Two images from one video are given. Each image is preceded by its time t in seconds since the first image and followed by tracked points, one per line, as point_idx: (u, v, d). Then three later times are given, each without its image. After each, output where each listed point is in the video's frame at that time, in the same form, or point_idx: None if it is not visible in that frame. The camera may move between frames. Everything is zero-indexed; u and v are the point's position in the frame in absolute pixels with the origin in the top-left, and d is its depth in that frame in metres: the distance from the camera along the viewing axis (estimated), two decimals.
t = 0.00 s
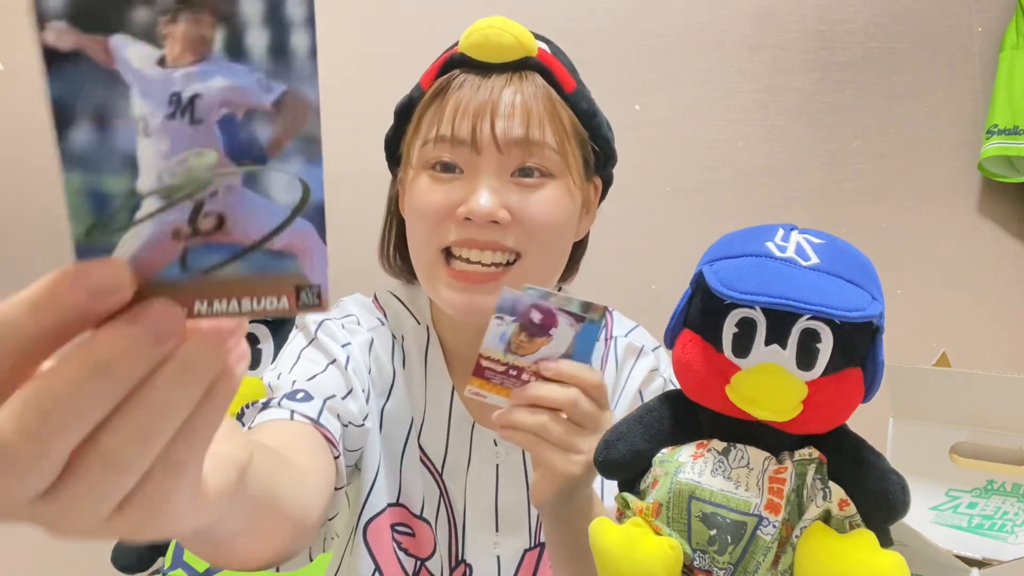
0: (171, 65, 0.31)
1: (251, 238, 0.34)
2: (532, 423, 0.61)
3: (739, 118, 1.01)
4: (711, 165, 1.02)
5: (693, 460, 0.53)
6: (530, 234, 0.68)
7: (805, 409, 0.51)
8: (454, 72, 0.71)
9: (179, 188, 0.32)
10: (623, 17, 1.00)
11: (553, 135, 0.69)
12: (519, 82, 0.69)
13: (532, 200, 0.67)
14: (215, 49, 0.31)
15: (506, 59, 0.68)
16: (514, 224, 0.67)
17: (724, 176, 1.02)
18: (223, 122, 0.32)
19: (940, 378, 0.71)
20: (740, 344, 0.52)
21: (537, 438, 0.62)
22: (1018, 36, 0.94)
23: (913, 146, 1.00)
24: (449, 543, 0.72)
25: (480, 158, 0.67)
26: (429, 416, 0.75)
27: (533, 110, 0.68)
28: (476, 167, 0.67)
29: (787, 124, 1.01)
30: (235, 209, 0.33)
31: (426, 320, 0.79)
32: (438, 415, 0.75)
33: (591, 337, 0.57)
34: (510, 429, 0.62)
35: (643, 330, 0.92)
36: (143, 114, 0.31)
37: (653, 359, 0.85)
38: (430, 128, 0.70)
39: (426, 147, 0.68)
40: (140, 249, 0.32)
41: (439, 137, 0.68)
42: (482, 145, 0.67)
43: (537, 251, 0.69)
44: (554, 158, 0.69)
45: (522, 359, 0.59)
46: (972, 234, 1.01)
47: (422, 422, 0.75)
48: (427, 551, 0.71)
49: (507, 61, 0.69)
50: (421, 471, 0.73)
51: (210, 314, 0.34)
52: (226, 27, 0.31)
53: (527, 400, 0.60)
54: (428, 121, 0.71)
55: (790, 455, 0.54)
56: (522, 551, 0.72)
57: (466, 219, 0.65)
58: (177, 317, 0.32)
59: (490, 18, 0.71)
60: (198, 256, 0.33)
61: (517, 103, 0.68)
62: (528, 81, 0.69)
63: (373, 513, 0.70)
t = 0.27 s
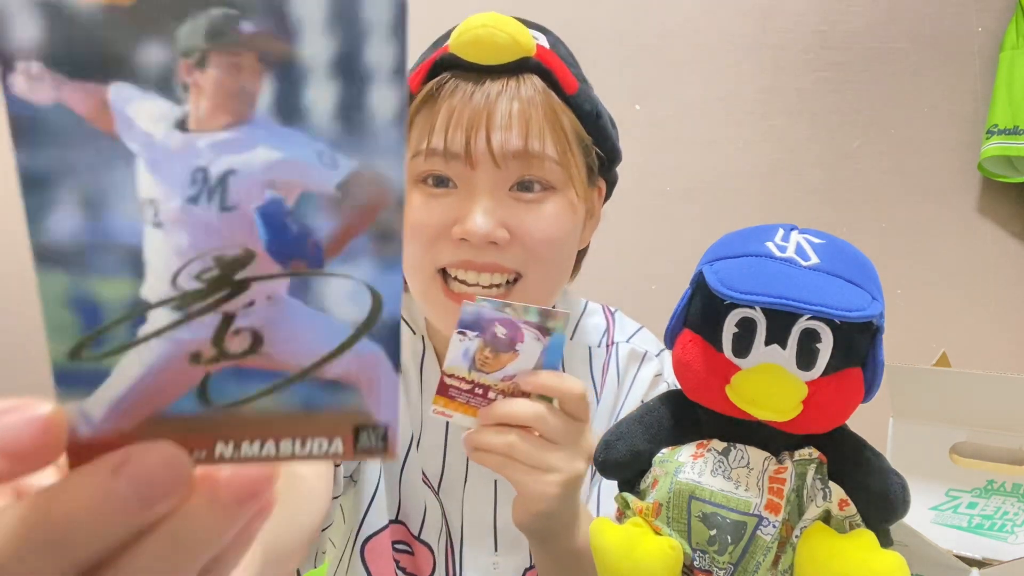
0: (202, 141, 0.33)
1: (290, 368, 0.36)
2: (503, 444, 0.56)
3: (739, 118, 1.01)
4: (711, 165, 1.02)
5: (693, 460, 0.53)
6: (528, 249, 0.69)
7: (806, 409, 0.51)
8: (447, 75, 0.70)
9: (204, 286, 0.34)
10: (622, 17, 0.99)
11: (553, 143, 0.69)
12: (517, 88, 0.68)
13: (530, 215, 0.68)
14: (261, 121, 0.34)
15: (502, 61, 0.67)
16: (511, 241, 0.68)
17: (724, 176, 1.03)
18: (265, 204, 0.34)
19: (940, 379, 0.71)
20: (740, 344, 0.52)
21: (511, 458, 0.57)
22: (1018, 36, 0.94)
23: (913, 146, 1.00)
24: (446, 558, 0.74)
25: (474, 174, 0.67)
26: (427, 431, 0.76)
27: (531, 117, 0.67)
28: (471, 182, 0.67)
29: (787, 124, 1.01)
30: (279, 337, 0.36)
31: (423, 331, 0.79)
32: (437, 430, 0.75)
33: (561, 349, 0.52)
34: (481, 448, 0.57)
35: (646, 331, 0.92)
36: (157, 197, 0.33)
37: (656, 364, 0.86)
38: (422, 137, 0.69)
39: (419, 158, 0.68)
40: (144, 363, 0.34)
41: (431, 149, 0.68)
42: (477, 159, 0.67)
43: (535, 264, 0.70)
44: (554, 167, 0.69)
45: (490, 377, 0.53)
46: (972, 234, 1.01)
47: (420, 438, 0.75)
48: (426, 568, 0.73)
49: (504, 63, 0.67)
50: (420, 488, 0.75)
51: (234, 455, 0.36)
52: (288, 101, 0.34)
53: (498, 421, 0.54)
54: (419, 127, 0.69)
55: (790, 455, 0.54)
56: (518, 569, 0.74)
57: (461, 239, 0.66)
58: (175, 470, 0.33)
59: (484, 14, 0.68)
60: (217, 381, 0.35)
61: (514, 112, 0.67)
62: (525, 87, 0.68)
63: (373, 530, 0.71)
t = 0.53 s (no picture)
0: (125, 120, 0.38)
1: (246, 408, 0.40)
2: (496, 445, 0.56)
3: (739, 118, 1.01)
4: (711, 165, 1.02)
5: (693, 460, 0.53)
6: (526, 248, 0.69)
7: (806, 409, 0.51)
8: (434, 75, 0.70)
9: (150, 277, 0.39)
10: (622, 18, 0.99)
11: (546, 139, 0.69)
12: (505, 85, 0.68)
13: (526, 214, 0.68)
14: (188, 95, 0.38)
15: (490, 55, 0.67)
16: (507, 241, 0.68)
17: (724, 176, 1.03)
18: (200, 196, 0.38)
19: (940, 379, 0.71)
20: (740, 344, 0.52)
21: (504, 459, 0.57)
22: (1018, 36, 0.94)
23: (913, 146, 1.00)
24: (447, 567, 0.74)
25: (468, 175, 0.67)
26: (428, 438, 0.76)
27: (522, 114, 0.67)
28: (465, 184, 0.67)
29: (787, 124, 1.01)
30: (229, 362, 0.39)
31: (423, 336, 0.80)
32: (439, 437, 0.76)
33: (545, 339, 0.55)
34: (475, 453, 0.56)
35: (651, 335, 0.91)
36: (82, 193, 0.38)
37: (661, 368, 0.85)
38: (412, 140, 0.69)
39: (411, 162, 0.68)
40: (79, 390, 0.39)
41: (421, 153, 0.68)
42: (469, 160, 0.67)
43: (534, 263, 0.70)
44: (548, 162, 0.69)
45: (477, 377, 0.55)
46: (972, 235, 1.01)
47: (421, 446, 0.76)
48: None
49: (491, 59, 0.67)
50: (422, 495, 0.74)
51: (185, 514, 0.41)
52: (223, 70, 0.37)
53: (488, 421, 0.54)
54: (408, 130, 0.70)
55: (790, 455, 0.54)
56: None
57: (457, 243, 0.66)
58: (103, 533, 0.40)
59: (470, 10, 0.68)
60: (161, 424, 0.40)
61: (504, 109, 0.67)
62: (515, 82, 0.68)
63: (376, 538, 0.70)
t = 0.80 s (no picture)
0: (186, 111, 0.37)
1: (308, 393, 0.39)
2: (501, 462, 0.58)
3: (739, 118, 1.01)
4: (711, 165, 1.02)
5: (693, 460, 0.53)
6: (533, 251, 0.69)
7: (806, 410, 0.51)
8: (441, 75, 0.69)
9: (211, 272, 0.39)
10: (622, 18, 1.00)
11: (553, 141, 0.69)
12: (513, 86, 0.68)
13: (534, 216, 0.68)
14: (245, 85, 0.37)
15: (497, 58, 0.66)
16: (514, 244, 0.68)
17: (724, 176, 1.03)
18: (257, 182, 0.38)
19: (940, 379, 0.71)
20: (740, 344, 0.52)
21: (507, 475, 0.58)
22: (1019, 36, 0.93)
23: (913, 146, 1.00)
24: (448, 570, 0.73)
25: (476, 176, 0.67)
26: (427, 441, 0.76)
27: (530, 116, 0.67)
28: (473, 185, 0.68)
29: (786, 124, 1.01)
30: (291, 345, 0.39)
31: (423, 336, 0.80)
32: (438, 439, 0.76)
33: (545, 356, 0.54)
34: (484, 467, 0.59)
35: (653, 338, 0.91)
36: (145, 183, 0.37)
37: (663, 372, 0.85)
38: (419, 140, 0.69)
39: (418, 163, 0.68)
40: (141, 380, 0.39)
41: (429, 152, 0.68)
42: (477, 161, 0.67)
43: (541, 266, 0.70)
44: (556, 165, 0.69)
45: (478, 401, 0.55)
46: (972, 235, 1.01)
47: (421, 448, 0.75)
48: None
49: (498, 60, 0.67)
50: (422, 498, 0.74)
51: (245, 506, 0.39)
52: (278, 58, 0.37)
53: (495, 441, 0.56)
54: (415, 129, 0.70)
55: (790, 455, 0.54)
56: None
57: (465, 244, 0.66)
58: (172, 526, 0.36)
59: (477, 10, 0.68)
60: (222, 413, 0.39)
61: (512, 110, 0.67)
62: (522, 83, 0.68)
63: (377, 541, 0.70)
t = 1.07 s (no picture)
0: (198, 178, 0.34)
1: (328, 452, 0.36)
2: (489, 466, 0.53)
3: (739, 118, 1.01)
4: (711, 165, 1.02)
5: (693, 460, 0.53)
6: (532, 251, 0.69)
7: (806, 410, 0.51)
8: (442, 74, 0.69)
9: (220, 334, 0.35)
10: (623, 18, 1.00)
11: (553, 140, 0.69)
12: (514, 85, 0.68)
13: (533, 216, 0.68)
14: (256, 149, 0.33)
15: (498, 56, 0.66)
16: (513, 243, 0.68)
17: (724, 176, 1.03)
18: (270, 247, 0.34)
19: (940, 379, 0.71)
20: (740, 344, 0.52)
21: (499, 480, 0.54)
22: (1019, 36, 0.93)
23: (913, 146, 1.00)
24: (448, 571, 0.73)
25: (476, 175, 0.67)
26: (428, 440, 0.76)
27: (530, 115, 0.67)
28: (473, 185, 0.68)
29: (786, 125, 1.01)
30: (313, 402, 0.35)
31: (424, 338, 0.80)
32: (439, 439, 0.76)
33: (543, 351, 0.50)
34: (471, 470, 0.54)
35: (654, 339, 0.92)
36: (160, 248, 0.34)
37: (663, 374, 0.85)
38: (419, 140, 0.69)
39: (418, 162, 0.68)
40: (162, 442, 0.36)
41: (430, 151, 0.68)
42: (478, 160, 0.67)
43: (540, 265, 0.70)
44: (555, 164, 0.69)
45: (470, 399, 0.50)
46: (972, 235, 1.01)
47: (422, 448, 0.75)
48: None
49: (498, 58, 0.67)
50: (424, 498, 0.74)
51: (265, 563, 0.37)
52: (283, 120, 0.33)
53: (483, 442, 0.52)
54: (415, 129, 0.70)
55: (790, 455, 0.54)
56: None
57: (464, 243, 0.66)
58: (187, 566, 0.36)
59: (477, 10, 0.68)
60: (245, 469, 0.36)
61: (512, 109, 0.67)
62: (523, 83, 0.68)
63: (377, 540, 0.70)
